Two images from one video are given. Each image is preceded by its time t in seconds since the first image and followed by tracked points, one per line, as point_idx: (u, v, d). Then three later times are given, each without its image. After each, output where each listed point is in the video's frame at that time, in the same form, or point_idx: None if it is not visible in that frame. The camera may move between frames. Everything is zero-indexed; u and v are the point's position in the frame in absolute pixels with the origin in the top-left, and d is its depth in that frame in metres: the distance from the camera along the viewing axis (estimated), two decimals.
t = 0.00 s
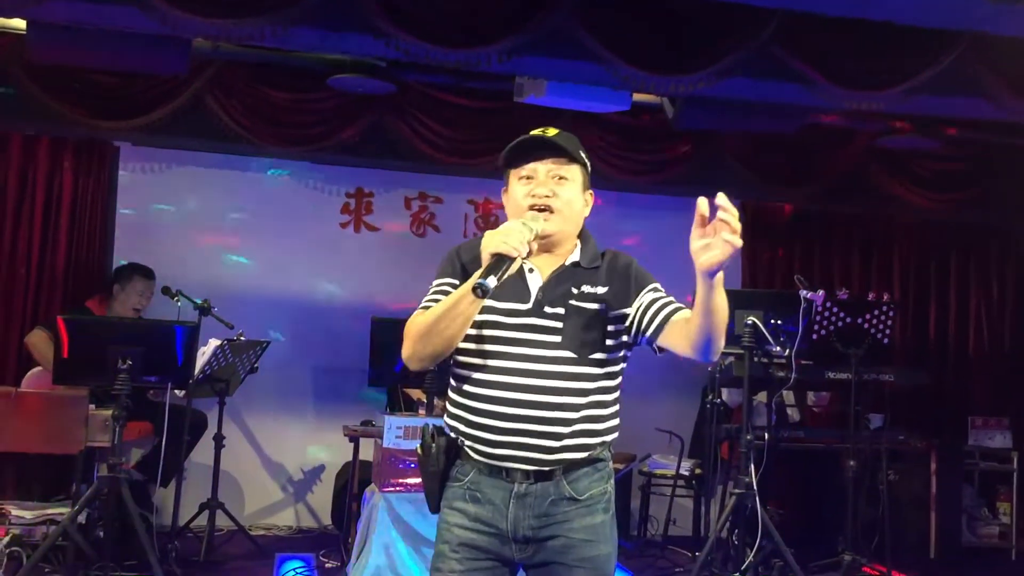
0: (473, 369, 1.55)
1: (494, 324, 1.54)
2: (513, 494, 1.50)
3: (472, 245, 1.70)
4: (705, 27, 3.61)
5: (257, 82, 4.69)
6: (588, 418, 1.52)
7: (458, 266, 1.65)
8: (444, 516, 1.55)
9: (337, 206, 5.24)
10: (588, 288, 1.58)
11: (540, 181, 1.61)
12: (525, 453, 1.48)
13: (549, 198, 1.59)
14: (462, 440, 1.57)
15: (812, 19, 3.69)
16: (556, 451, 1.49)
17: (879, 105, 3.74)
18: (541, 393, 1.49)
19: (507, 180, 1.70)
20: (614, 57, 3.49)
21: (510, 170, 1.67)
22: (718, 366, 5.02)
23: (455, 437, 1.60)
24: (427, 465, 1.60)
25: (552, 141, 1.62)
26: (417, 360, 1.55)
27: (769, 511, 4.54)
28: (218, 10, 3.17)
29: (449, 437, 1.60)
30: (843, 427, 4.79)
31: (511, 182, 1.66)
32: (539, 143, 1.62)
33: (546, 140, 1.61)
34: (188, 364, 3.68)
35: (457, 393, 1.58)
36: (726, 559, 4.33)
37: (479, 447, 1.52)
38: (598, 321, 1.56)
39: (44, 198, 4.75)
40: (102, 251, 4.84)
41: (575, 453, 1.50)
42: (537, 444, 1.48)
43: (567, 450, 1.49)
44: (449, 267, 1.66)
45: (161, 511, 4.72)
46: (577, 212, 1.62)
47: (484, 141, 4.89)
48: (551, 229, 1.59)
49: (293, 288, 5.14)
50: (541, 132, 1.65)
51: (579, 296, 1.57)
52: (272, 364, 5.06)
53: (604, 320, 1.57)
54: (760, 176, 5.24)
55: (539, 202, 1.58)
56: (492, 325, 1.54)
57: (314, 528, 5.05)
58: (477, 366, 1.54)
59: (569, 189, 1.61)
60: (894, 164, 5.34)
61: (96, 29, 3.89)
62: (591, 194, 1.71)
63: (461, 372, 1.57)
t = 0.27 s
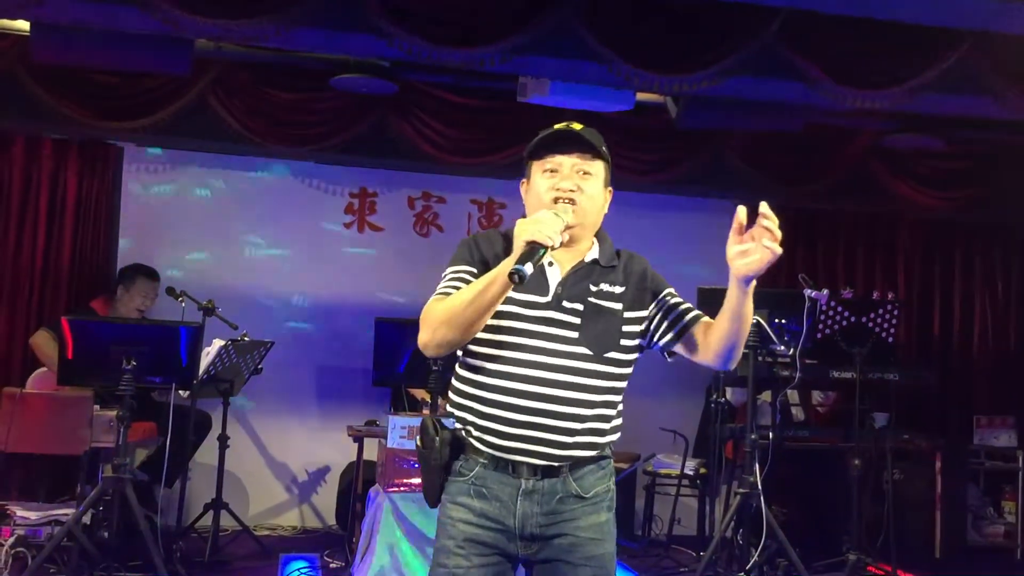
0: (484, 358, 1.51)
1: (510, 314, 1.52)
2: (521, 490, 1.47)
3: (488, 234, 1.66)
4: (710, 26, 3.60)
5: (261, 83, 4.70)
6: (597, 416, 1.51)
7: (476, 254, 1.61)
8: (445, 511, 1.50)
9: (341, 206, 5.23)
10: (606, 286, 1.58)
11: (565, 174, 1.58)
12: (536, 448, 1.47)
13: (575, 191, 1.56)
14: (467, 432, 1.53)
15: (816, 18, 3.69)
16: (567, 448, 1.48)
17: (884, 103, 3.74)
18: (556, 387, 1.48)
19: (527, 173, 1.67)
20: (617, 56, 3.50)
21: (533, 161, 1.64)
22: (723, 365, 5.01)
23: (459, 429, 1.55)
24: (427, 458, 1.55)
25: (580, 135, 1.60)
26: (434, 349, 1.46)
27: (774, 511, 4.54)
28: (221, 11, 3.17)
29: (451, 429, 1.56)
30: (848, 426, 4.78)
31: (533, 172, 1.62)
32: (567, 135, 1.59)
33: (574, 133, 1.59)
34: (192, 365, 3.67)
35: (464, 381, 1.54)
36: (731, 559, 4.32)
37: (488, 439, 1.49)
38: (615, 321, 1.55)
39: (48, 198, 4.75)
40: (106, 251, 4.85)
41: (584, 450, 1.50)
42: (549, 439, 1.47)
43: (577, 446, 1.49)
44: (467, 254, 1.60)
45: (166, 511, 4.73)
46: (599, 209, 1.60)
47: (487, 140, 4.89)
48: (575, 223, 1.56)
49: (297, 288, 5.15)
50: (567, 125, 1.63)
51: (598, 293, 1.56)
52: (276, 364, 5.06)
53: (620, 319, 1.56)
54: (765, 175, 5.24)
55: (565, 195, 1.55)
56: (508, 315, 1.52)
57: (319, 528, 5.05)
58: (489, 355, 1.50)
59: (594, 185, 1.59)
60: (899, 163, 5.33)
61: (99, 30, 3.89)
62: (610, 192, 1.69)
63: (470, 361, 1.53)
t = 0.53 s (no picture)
0: (487, 353, 1.46)
1: (516, 310, 1.48)
2: (518, 491, 1.44)
3: (494, 227, 1.64)
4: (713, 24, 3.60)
5: (262, 83, 4.69)
6: (597, 417, 1.50)
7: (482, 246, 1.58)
8: (438, 515, 1.46)
9: (343, 206, 5.23)
10: (611, 287, 1.56)
11: (576, 171, 1.58)
12: (536, 449, 1.44)
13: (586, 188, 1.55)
14: (463, 431, 1.49)
15: (819, 15, 3.68)
16: (567, 449, 1.46)
17: (887, 101, 3.73)
18: (560, 387, 1.45)
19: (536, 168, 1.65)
20: (619, 54, 3.49)
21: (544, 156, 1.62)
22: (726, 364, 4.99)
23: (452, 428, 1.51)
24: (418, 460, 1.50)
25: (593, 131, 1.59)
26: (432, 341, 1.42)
27: (777, 509, 4.53)
28: (223, 11, 3.17)
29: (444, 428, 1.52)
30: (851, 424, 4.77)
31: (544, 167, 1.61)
32: (580, 131, 1.58)
33: (587, 129, 1.58)
34: (195, 365, 3.67)
35: (462, 377, 1.49)
36: (734, 558, 4.31)
37: (488, 439, 1.45)
38: (620, 322, 1.54)
39: (50, 199, 4.75)
40: (108, 252, 4.84)
41: (582, 452, 1.48)
42: (551, 441, 1.45)
43: (577, 448, 1.47)
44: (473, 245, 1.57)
45: (169, 511, 4.73)
46: (608, 207, 1.59)
47: (490, 139, 4.88)
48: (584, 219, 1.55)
49: (299, 288, 5.14)
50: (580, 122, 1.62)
51: (603, 294, 1.54)
52: (279, 364, 5.06)
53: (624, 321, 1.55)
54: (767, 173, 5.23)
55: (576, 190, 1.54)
56: (514, 311, 1.48)
57: (322, 528, 5.05)
58: (492, 352, 1.46)
59: (604, 183, 1.58)
60: (902, 161, 5.32)
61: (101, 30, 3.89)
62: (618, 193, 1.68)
63: (469, 357, 1.49)
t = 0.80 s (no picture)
0: (470, 357, 1.39)
1: (501, 311, 1.40)
2: (501, 499, 1.39)
3: (473, 225, 1.59)
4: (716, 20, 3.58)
5: (265, 81, 4.69)
6: (581, 421, 1.45)
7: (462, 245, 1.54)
8: (419, 527, 1.40)
9: (348, 205, 5.22)
10: (595, 289, 1.51)
11: (556, 164, 1.51)
12: (522, 456, 1.39)
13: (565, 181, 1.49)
14: (443, 437, 1.42)
15: (823, 11, 3.66)
16: (553, 455, 1.41)
17: (892, 96, 3.72)
18: (545, 392, 1.39)
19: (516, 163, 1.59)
20: (621, 50, 3.48)
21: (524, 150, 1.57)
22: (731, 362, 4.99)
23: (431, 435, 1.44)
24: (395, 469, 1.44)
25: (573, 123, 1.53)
26: (415, 346, 1.35)
27: (783, 507, 4.52)
28: (226, 9, 3.18)
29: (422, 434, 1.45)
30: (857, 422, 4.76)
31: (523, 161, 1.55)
32: (560, 124, 1.52)
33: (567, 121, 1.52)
34: (200, 364, 3.67)
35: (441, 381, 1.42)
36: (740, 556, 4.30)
37: (471, 447, 1.38)
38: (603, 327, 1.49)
39: (55, 200, 4.76)
40: (112, 253, 4.84)
41: (567, 458, 1.43)
42: (537, 448, 1.39)
43: (562, 454, 1.42)
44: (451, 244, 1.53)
45: (174, 510, 4.73)
46: (590, 202, 1.52)
47: (493, 137, 4.88)
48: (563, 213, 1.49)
49: (302, 287, 5.13)
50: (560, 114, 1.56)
51: (587, 296, 1.49)
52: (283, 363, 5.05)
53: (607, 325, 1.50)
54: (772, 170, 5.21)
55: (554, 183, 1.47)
56: (498, 312, 1.40)
57: (327, 527, 5.05)
58: (475, 356, 1.39)
59: (585, 177, 1.52)
60: (907, 158, 5.30)
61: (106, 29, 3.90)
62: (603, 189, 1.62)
63: (450, 361, 1.41)
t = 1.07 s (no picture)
0: (444, 354, 1.41)
1: (474, 306, 1.42)
2: (478, 503, 1.41)
3: (438, 215, 1.58)
4: (727, 15, 3.57)
5: (276, 80, 4.69)
6: (555, 413, 1.48)
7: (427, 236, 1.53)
8: (394, 533, 1.41)
9: (359, 202, 5.22)
10: (565, 279, 1.54)
11: (521, 155, 1.50)
12: (498, 452, 1.41)
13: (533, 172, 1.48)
14: (415, 439, 1.42)
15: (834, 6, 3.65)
16: (529, 450, 1.44)
17: (905, 92, 3.70)
18: (520, 384, 1.42)
19: (477, 149, 1.58)
20: (630, 46, 3.47)
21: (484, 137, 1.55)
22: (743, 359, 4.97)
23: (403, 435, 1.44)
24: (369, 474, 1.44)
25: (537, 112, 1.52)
26: (387, 341, 1.34)
27: (795, 505, 4.50)
28: (238, 7, 3.19)
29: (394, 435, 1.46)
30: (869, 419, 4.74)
31: (485, 149, 1.53)
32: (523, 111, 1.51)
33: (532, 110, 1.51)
34: (212, 362, 3.66)
35: (412, 381, 1.42)
36: (753, 554, 4.29)
37: (446, 445, 1.40)
38: (572, 316, 1.52)
39: (67, 198, 4.78)
40: (124, 251, 4.86)
41: (542, 450, 1.46)
42: (513, 440, 1.42)
43: (538, 445, 1.45)
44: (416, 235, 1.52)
45: (186, 507, 4.74)
46: (555, 190, 1.53)
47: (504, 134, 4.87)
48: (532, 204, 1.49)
49: (314, 285, 5.14)
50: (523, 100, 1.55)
51: (558, 286, 1.52)
52: (295, 360, 5.06)
53: (575, 315, 1.54)
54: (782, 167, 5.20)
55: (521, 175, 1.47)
56: (471, 306, 1.42)
57: (338, 524, 5.05)
58: (450, 352, 1.40)
59: (551, 165, 1.52)
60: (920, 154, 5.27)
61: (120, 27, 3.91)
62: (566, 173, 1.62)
63: (422, 360, 1.42)
